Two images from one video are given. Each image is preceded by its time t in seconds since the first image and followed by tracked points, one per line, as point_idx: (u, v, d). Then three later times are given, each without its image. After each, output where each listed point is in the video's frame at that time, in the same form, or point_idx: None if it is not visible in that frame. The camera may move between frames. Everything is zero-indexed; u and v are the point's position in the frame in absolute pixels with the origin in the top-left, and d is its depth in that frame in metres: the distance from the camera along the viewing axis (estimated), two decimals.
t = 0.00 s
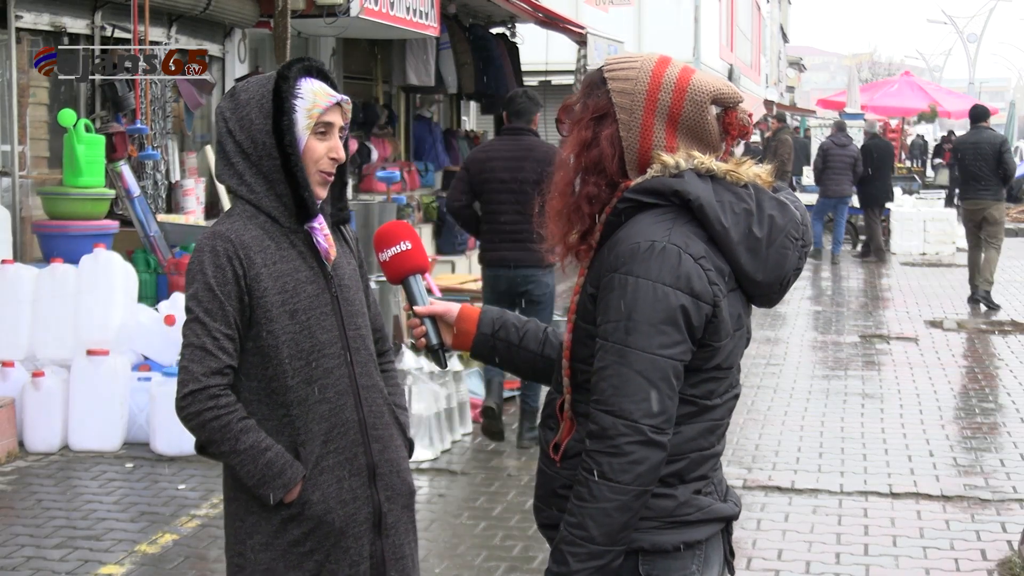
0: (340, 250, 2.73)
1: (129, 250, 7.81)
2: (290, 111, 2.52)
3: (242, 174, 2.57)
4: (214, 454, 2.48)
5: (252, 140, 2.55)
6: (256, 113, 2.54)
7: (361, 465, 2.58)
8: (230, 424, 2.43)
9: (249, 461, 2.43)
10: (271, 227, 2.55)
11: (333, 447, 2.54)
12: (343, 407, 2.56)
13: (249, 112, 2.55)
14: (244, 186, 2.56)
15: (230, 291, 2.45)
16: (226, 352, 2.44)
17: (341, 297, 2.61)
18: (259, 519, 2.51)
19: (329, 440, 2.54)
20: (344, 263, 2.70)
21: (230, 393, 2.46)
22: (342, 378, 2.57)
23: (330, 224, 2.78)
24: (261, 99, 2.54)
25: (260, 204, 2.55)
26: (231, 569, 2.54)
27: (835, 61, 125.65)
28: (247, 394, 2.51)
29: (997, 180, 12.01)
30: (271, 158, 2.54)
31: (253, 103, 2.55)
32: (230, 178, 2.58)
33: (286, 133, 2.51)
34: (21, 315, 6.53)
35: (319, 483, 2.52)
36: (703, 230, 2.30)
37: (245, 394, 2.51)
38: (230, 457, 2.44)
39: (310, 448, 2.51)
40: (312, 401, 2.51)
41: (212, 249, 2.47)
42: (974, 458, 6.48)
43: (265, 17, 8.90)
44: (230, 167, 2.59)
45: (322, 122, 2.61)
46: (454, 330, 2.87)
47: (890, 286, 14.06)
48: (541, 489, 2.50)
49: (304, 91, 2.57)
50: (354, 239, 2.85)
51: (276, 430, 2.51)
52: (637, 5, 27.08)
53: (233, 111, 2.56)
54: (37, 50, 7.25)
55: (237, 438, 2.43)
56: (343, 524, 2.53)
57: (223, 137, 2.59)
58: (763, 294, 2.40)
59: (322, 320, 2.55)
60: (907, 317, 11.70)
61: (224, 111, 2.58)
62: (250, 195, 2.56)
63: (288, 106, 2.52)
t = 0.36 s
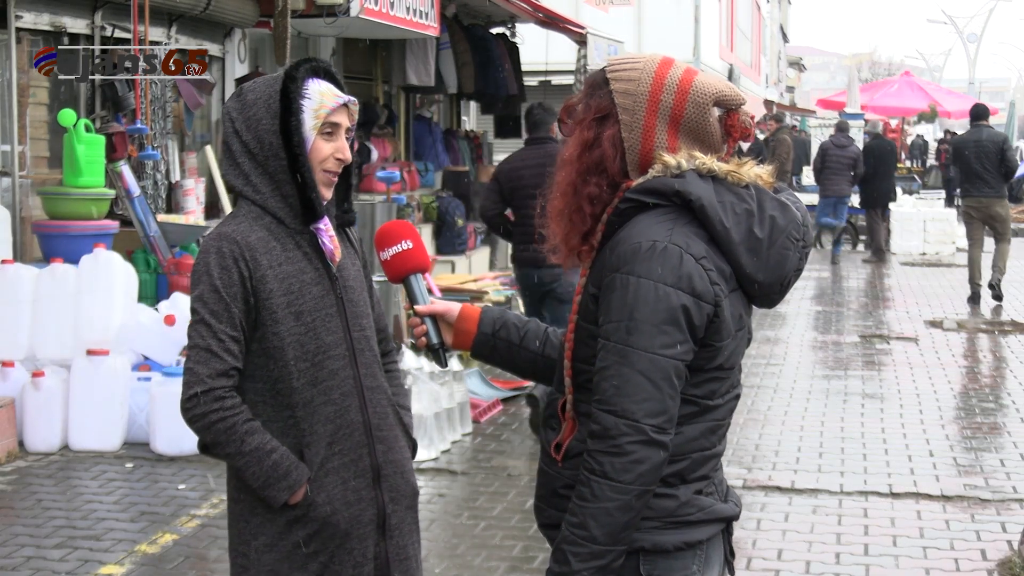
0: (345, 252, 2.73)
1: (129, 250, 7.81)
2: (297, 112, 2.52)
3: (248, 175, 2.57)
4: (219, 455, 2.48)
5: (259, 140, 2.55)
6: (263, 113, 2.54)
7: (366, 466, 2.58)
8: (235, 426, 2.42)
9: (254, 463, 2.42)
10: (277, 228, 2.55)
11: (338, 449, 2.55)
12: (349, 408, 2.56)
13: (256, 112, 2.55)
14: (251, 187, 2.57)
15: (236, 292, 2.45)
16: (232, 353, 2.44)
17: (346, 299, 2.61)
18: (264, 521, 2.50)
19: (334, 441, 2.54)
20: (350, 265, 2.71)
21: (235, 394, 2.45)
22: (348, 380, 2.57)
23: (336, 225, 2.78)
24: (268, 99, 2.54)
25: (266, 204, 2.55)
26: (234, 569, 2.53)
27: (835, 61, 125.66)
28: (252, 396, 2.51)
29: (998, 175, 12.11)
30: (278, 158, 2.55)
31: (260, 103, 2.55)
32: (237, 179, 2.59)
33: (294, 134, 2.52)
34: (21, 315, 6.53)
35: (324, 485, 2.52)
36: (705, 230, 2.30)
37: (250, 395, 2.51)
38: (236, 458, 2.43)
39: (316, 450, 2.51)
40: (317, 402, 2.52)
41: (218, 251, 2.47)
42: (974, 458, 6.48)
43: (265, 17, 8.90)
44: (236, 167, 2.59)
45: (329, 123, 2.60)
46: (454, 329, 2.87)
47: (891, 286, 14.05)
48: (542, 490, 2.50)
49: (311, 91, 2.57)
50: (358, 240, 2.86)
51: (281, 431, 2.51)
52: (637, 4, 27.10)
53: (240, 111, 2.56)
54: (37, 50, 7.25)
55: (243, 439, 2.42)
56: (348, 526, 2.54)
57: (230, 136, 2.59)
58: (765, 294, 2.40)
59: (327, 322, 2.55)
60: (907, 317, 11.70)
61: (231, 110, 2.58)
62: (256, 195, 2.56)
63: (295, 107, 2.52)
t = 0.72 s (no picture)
0: (349, 253, 2.73)
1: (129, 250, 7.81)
2: (302, 113, 2.53)
3: (253, 175, 2.57)
4: (225, 456, 2.48)
5: (264, 140, 2.55)
6: (268, 113, 2.54)
7: (371, 467, 2.58)
8: (241, 427, 2.42)
9: (260, 463, 2.43)
10: (282, 229, 2.55)
11: (344, 450, 2.55)
12: (354, 409, 2.56)
13: (262, 113, 2.55)
14: (255, 188, 2.56)
15: (241, 293, 2.45)
16: (238, 354, 2.44)
17: (350, 300, 2.61)
18: (270, 521, 2.51)
19: (339, 441, 2.54)
20: (354, 266, 2.70)
21: (241, 395, 2.45)
22: (353, 381, 2.57)
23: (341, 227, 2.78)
24: (274, 100, 2.54)
25: (270, 206, 2.55)
26: (239, 569, 2.54)
27: (835, 61, 125.65)
28: (257, 397, 2.51)
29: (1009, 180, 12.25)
30: (281, 159, 2.54)
31: (266, 104, 2.55)
32: (241, 179, 2.58)
33: (298, 135, 2.52)
34: (21, 315, 6.52)
35: (330, 485, 2.52)
36: (702, 229, 2.30)
37: (256, 396, 2.51)
38: (242, 459, 2.43)
39: (321, 451, 2.51)
40: (322, 403, 2.52)
41: (223, 251, 2.47)
42: (974, 458, 6.48)
43: (265, 17, 8.90)
44: (241, 166, 2.59)
45: (333, 125, 2.60)
46: (454, 331, 2.87)
47: (891, 286, 14.05)
48: (543, 489, 2.50)
49: (317, 93, 2.58)
50: (363, 242, 2.86)
51: (287, 432, 2.51)
52: (637, 4, 27.09)
53: (246, 111, 2.56)
54: (37, 50, 7.25)
55: (248, 440, 2.42)
56: (355, 526, 2.54)
57: (235, 136, 2.59)
58: (764, 293, 2.39)
59: (332, 323, 2.55)
60: (907, 317, 11.69)
61: (238, 110, 2.58)
62: (261, 196, 2.56)
63: (300, 107, 2.52)
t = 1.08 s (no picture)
0: (352, 253, 2.73)
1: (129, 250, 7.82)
2: (304, 113, 2.53)
3: (256, 175, 2.57)
4: (225, 454, 2.48)
5: (266, 141, 2.55)
6: (270, 113, 2.54)
7: (371, 466, 2.58)
8: (240, 425, 2.42)
9: (259, 461, 2.43)
10: (284, 228, 2.55)
11: (343, 449, 2.55)
12: (354, 409, 2.56)
13: (264, 113, 2.55)
14: (259, 188, 2.57)
15: (242, 291, 2.45)
16: (238, 353, 2.44)
17: (352, 300, 2.61)
18: (269, 519, 2.51)
19: (338, 441, 2.54)
20: (356, 266, 2.70)
21: (241, 394, 2.46)
22: (353, 380, 2.57)
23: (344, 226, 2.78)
24: (275, 100, 2.54)
25: (273, 206, 2.55)
26: (238, 567, 2.54)
27: (835, 61, 125.66)
28: (258, 395, 2.51)
29: None
30: (284, 160, 2.55)
31: (268, 104, 2.54)
32: (245, 179, 2.59)
33: (299, 136, 2.52)
34: (21, 315, 6.52)
35: (329, 485, 2.52)
36: (702, 227, 2.30)
37: (256, 394, 2.51)
38: (241, 457, 2.44)
39: (320, 450, 2.51)
40: (322, 402, 2.52)
41: (225, 251, 2.47)
42: (974, 458, 6.48)
43: (265, 17, 8.90)
44: (244, 167, 2.59)
45: (335, 125, 2.60)
46: (455, 331, 2.87)
47: (891, 286, 14.05)
48: (543, 487, 2.50)
49: (318, 93, 2.57)
50: (366, 241, 2.86)
51: (287, 431, 2.51)
52: (637, 4, 27.11)
53: (248, 111, 2.56)
54: (37, 50, 7.25)
55: (248, 438, 2.43)
56: (353, 525, 2.54)
57: (238, 136, 2.59)
58: (762, 291, 2.39)
59: (333, 322, 2.55)
60: (907, 317, 11.70)
61: (240, 111, 2.58)
62: (264, 196, 2.56)
63: (302, 109, 2.52)
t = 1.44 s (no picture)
0: (354, 254, 2.73)
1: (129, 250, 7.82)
2: (307, 114, 2.53)
3: (260, 175, 2.58)
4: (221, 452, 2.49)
5: (271, 141, 2.56)
6: (275, 113, 2.54)
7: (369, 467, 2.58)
8: (236, 423, 2.43)
9: (254, 460, 2.43)
10: (286, 228, 2.56)
11: (340, 449, 2.54)
12: (352, 409, 2.56)
13: (269, 113, 2.55)
14: (263, 188, 2.57)
15: (241, 290, 2.45)
16: (236, 351, 2.44)
17: (353, 301, 2.61)
18: (265, 518, 2.51)
19: (335, 442, 2.54)
20: (358, 266, 2.70)
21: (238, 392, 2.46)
22: (352, 381, 2.56)
23: (347, 227, 2.77)
24: (280, 101, 2.54)
25: (276, 205, 2.56)
26: (235, 566, 2.54)
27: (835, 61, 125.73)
28: (256, 394, 2.51)
29: None
30: (287, 160, 2.55)
31: (274, 104, 2.55)
32: (249, 178, 2.60)
33: (303, 136, 2.52)
34: (21, 315, 6.52)
35: (324, 485, 2.51)
36: (702, 226, 2.30)
37: (254, 393, 2.51)
38: (237, 455, 2.44)
39: (317, 450, 2.51)
40: (320, 402, 2.51)
41: (225, 250, 2.48)
42: (974, 458, 6.48)
43: (265, 17, 8.90)
44: (249, 167, 2.60)
45: (339, 126, 2.60)
46: (457, 329, 2.86)
47: (891, 286, 14.05)
48: (541, 485, 2.50)
49: (323, 93, 2.58)
50: (370, 241, 2.86)
51: (284, 430, 2.51)
52: (637, 4, 27.10)
53: (255, 111, 2.57)
54: (37, 50, 7.25)
55: (243, 437, 2.43)
56: (350, 525, 2.53)
57: (243, 136, 2.60)
58: (762, 291, 2.39)
59: (333, 323, 2.55)
60: (907, 317, 11.69)
61: (246, 111, 2.59)
62: (268, 196, 2.57)
63: (306, 110, 2.52)
